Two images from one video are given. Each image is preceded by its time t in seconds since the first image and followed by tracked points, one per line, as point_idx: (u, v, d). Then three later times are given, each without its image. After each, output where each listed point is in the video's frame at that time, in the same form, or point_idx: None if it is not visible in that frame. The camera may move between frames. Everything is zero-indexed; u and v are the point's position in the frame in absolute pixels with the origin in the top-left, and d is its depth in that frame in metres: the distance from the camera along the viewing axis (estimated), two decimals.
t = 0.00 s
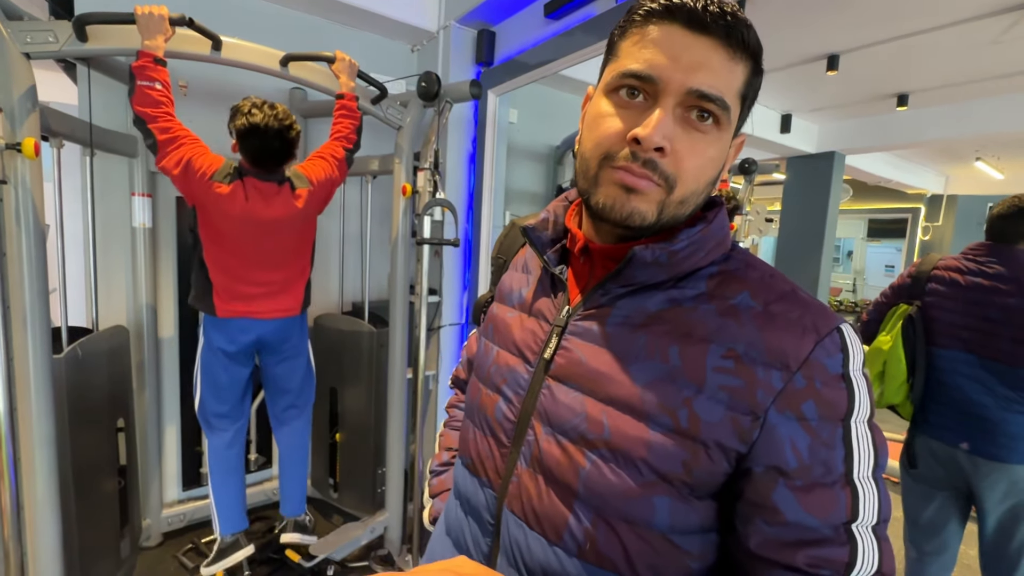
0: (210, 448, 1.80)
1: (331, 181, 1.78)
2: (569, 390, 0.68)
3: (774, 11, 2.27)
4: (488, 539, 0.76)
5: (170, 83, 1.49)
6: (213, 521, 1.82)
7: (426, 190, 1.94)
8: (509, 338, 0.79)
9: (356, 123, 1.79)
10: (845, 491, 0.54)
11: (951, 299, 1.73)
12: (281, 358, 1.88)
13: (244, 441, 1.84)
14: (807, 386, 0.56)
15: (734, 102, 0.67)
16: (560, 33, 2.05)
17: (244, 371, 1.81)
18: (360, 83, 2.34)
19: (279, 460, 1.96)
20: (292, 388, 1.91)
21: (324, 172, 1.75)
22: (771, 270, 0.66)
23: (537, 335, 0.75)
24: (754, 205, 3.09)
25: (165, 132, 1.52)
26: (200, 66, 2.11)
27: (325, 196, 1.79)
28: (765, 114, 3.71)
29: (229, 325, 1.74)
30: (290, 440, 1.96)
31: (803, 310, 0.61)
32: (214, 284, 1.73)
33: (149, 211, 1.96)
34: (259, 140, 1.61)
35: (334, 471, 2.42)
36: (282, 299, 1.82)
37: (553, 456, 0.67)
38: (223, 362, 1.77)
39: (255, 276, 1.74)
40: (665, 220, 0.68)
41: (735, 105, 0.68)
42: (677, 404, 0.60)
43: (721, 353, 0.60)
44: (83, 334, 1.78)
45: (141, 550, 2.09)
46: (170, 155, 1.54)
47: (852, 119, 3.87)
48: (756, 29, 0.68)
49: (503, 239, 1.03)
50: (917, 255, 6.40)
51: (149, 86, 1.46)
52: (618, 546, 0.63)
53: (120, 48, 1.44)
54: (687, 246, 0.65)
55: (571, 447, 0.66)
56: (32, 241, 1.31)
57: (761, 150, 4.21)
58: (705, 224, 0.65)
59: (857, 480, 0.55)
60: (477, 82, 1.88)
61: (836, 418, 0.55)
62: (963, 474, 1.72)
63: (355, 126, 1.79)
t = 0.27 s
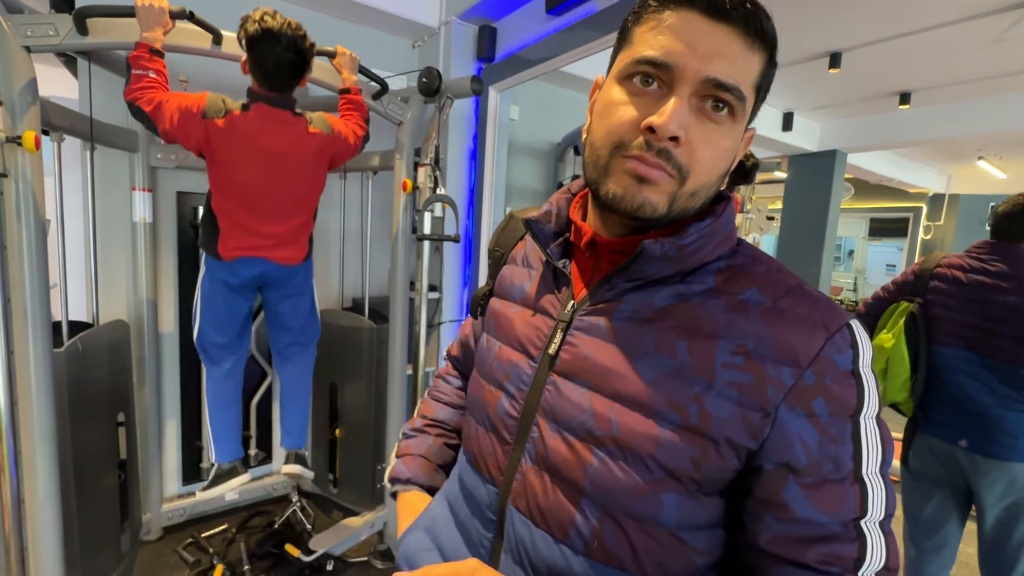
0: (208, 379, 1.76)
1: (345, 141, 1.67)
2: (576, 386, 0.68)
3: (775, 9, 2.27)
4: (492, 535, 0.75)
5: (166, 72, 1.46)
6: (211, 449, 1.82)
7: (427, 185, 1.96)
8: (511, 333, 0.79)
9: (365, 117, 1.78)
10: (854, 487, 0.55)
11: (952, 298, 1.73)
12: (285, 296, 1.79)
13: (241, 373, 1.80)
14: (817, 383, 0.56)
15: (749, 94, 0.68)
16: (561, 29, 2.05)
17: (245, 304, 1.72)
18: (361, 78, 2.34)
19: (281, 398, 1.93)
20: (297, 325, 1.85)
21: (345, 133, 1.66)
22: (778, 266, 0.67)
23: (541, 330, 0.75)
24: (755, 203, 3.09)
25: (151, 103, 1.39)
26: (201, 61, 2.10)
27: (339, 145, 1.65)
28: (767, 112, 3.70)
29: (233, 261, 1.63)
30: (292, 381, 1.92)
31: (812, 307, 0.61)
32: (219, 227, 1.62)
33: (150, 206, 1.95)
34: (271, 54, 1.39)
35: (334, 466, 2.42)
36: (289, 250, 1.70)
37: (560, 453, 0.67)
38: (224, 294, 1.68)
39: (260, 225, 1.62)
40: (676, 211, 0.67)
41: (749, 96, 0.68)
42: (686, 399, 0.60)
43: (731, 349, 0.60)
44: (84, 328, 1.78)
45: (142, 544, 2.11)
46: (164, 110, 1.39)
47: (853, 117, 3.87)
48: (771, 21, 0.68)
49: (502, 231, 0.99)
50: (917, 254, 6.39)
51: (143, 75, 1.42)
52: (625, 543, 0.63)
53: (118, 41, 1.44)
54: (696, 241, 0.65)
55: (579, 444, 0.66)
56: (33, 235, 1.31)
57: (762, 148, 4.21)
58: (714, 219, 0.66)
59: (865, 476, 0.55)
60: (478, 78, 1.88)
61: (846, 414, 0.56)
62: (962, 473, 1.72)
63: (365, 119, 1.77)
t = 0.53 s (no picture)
0: (212, 347, 1.69)
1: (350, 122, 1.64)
2: (580, 387, 0.68)
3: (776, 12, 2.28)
4: (494, 535, 0.76)
5: (166, 68, 1.44)
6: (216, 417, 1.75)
7: (427, 186, 1.96)
8: (518, 334, 0.79)
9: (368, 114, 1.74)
10: (846, 491, 0.54)
11: (952, 302, 1.73)
12: (289, 266, 1.73)
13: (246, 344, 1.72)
14: (820, 384, 0.57)
15: (757, 102, 0.68)
16: (562, 31, 2.06)
17: (249, 273, 1.66)
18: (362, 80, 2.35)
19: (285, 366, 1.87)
20: (301, 294, 1.77)
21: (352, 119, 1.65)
22: (784, 271, 0.67)
23: (547, 331, 0.76)
24: (755, 205, 3.09)
25: (150, 94, 1.37)
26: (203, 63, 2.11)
27: (345, 123, 1.62)
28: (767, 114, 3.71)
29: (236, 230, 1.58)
30: (297, 350, 1.83)
31: (815, 311, 0.62)
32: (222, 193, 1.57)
33: (152, 206, 1.96)
34: (275, 14, 1.35)
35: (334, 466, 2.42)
36: (294, 222, 1.65)
37: (563, 452, 0.68)
38: (228, 261, 1.62)
39: (265, 197, 1.57)
40: (683, 219, 0.68)
41: (758, 104, 0.68)
42: (689, 401, 0.61)
43: (734, 352, 0.61)
44: (85, 327, 1.79)
45: (142, 543, 2.12)
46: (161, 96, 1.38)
47: (853, 120, 3.87)
48: (781, 29, 0.68)
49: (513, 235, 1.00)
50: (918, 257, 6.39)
51: (143, 70, 1.40)
52: (623, 543, 0.64)
53: (120, 43, 1.45)
54: (700, 246, 0.65)
55: (581, 444, 0.67)
56: (34, 234, 1.32)
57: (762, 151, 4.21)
58: (719, 224, 0.66)
59: (861, 483, 0.54)
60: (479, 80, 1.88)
61: (849, 418, 0.56)
62: (963, 477, 1.72)
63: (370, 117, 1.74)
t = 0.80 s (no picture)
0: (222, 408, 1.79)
1: (343, 161, 1.74)
2: (589, 377, 0.67)
3: (778, 12, 2.28)
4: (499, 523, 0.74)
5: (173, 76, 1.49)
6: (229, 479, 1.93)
7: (429, 185, 1.98)
8: (529, 330, 0.77)
9: (366, 117, 1.80)
10: (823, 459, 0.54)
11: (945, 307, 1.73)
12: (290, 323, 1.85)
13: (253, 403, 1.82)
14: (819, 364, 0.58)
15: (741, 110, 0.66)
16: (563, 30, 2.07)
17: (253, 333, 1.79)
18: (365, 79, 2.35)
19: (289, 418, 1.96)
20: (302, 350, 1.89)
21: (338, 151, 1.72)
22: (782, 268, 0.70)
23: (561, 328, 0.74)
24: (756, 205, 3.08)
25: (160, 112, 1.47)
26: (206, 61, 2.12)
27: (338, 171, 1.74)
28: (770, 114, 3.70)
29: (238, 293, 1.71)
30: (300, 399, 1.94)
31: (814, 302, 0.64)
32: (223, 255, 1.70)
33: (155, 204, 1.97)
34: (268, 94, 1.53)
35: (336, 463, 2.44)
36: (292, 275, 1.78)
37: (568, 438, 0.66)
38: (232, 323, 1.75)
39: (265, 252, 1.70)
40: (676, 224, 0.69)
41: (741, 112, 0.67)
42: (693, 387, 0.61)
43: (737, 337, 0.62)
44: (90, 325, 1.81)
45: (144, 539, 2.12)
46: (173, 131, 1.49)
47: (856, 120, 3.86)
48: (757, 37, 0.65)
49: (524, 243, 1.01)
50: (921, 258, 6.38)
51: (150, 77, 1.46)
52: (615, 530, 0.62)
53: (121, 42, 1.46)
54: (706, 243, 0.67)
55: (584, 430, 0.65)
56: (39, 232, 1.33)
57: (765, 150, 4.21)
58: (723, 223, 0.68)
59: (840, 455, 0.55)
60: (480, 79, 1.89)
61: (843, 394, 0.57)
62: (963, 476, 1.72)
63: (366, 121, 1.80)
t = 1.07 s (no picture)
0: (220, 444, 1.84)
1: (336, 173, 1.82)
2: (601, 374, 0.67)
3: (779, 11, 2.28)
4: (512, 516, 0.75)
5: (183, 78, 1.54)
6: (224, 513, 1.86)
7: (431, 184, 1.99)
8: (538, 328, 0.77)
9: (362, 117, 1.83)
10: (825, 445, 0.56)
11: (946, 306, 1.74)
12: (287, 354, 1.88)
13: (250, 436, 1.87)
14: (822, 357, 0.59)
15: (721, 116, 0.65)
16: (564, 30, 2.09)
17: (250, 366, 1.82)
18: (367, 78, 2.36)
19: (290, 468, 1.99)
20: (298, 384, 1.91)
21: (326, 168, 1.79)
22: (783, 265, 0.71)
23: (569, 326, 0.75)
24: (759, 204, 3.07)
25: (177, 125, 1.56)
26: (210, 60, 2.14)
27: (332, 186, 1.82)
28: (773, 113, 3.70)
29: (235, 320, 1.76)
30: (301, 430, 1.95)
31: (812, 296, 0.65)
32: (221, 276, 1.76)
33: (160, 202, 1.99)
34: (259, 136, 1.63)
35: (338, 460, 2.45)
36: (287, 295, 1.83)
37: (580, 432, 0.66)
38: (230, 357, 1.79)
39: (261, 271, 1.76)
40: (668, 228, 0.69)
41: (722, 117, 0.66)
42: (702, 380, 0.61)
43: (742, 331, 0.62)
44: (94, 322, 1.82)
45: (148, 535, 2.14)
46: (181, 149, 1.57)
47: (859, 119, 3.86)
48: (725, 43, 0.64)
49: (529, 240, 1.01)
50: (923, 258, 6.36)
51: (161, 81, 1.51)
52: (627, 519, 0.62)
53: (131, 41, 1.48)
54: (712, 244, 0.68)
55: (596, 425, 0.65)
56: (46, 229, 1.35)
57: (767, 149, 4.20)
58: (727, 223, 0.69)
59: (840, 442, 0.56)
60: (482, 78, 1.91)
61: (846, 385, 0.58)
62: (962, 476, 1.73)
63: (360, 121, 1.83)
